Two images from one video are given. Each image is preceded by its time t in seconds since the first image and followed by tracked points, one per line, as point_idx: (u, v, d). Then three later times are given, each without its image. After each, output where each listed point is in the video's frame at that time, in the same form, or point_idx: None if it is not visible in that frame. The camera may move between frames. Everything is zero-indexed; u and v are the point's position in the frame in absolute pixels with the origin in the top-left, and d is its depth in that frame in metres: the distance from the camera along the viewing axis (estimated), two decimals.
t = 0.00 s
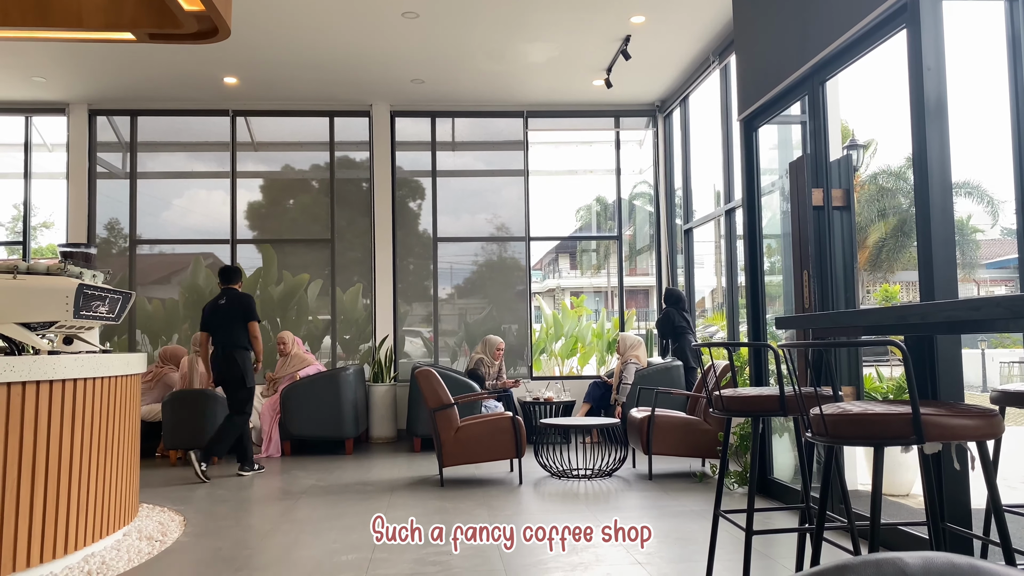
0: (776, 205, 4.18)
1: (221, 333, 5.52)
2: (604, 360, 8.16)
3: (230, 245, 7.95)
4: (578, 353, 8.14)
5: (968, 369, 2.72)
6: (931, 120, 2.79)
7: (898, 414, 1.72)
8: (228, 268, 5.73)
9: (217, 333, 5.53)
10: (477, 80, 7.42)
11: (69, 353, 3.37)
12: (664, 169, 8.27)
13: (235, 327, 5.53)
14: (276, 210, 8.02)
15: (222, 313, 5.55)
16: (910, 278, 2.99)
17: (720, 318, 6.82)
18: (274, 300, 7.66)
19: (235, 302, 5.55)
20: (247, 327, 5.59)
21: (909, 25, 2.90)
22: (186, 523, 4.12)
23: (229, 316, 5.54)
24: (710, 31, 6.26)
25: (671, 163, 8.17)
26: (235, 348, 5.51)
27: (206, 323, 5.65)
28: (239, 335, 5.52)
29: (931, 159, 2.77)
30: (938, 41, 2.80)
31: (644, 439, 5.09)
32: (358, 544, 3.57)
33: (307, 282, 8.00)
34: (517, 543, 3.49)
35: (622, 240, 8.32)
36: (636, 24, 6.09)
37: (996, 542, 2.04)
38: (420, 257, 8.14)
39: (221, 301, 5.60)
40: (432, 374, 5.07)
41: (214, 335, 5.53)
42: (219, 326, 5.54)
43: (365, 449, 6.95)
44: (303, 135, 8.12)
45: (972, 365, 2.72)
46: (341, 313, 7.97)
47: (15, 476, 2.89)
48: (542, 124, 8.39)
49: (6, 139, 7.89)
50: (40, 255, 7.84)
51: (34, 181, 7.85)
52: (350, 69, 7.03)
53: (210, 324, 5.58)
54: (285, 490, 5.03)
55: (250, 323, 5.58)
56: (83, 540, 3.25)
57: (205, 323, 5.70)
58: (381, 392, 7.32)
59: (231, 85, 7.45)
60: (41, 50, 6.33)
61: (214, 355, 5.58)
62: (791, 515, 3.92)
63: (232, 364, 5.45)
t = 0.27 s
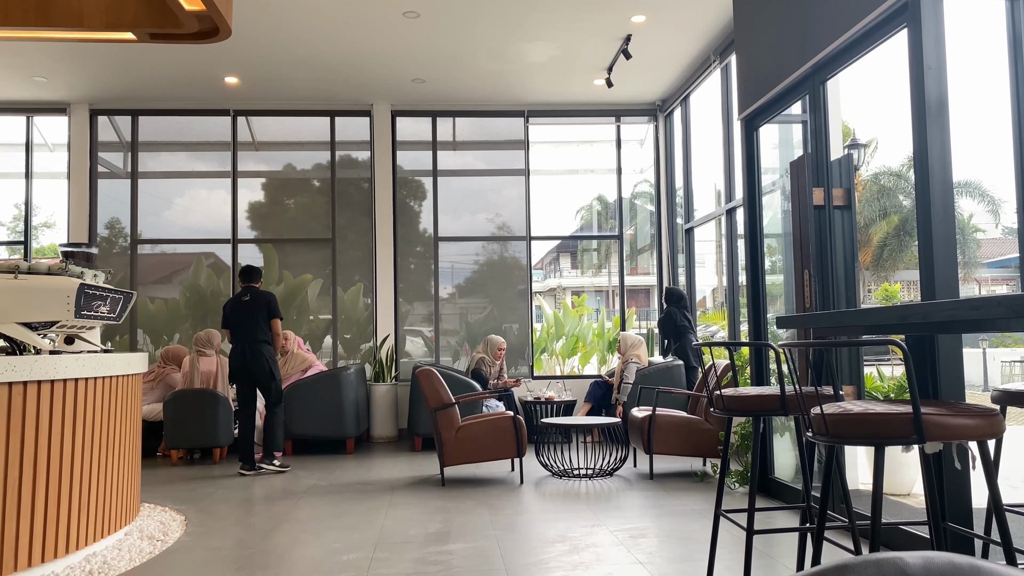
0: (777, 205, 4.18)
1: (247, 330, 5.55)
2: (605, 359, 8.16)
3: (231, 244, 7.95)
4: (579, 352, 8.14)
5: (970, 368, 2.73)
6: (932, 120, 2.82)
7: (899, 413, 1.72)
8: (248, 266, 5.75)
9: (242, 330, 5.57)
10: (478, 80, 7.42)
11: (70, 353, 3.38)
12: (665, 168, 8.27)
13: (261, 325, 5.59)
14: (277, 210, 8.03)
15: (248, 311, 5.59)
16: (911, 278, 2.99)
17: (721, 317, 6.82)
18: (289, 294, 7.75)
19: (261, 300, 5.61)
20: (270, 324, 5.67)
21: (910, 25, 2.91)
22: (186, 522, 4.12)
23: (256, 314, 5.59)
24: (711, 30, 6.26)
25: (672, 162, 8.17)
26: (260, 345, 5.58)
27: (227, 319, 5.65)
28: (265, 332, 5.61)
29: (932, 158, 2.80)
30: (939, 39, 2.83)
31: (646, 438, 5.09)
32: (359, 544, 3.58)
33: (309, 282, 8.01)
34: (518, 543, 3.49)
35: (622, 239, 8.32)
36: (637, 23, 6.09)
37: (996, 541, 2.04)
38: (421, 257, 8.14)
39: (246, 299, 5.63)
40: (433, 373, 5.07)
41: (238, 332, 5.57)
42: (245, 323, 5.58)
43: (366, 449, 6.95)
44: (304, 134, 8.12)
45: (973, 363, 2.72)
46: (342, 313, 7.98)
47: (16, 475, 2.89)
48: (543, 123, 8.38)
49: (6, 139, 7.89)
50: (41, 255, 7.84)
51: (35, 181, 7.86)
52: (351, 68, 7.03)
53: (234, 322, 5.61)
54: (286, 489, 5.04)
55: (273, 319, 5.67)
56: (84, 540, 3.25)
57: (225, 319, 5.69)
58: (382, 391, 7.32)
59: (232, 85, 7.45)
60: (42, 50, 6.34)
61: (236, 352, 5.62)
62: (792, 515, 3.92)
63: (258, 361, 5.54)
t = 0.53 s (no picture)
0: (778, 204, 4.17)
1: (273, 328, 5.76)
2: (606, 358, 8.16)
3: (232, 244, 7.95)
4: (580, 351, 8.14)
5: (971, 367, 2.73)
6: (933, 118, 2.81)
7: (900, 412, 1.72)
8: (271, 268, 5.98)
9: (268, 329, 5.75)
10: (478, 79, 7.42)
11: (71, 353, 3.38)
12: (666, 167, 8.26)
13: (285, 325, 5.82)
14: (278, 209, 8.03)
15: (273, 311, 5.80)
16: (912, 277, 2.98)
17: (721, 316, 6.82)
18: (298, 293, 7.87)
19: (287, 301, 5.86)
20: (292, 325, 5.91)
21: (911, 24, 2.91)
22: (188, 522, 4.13)
23: (281, 314, 5.82)
24: (711, 28, 6.25)
25: (673, 161, 8.17)
26: (282, 344, 5.77)
27: (250, 318, 5.81)
28: (288, 332, 5.83)
29: (933, 156, 2.80)
30: (940, 38, 2.82)
31: (647, 437, 5.10)
32: (360, 543, 3.58)
33: (309, 281, 8.02)
34: (518, 542, 3.49)
35: (623, 238, 8.32)
36: (638, 22, 6.09)
37: (996, 540, 2.04)
38: (421, 256, 8.14)
39: (271, 299, 5.85)
40: (434, 372, 5.07)
41: (263, 330, 5.74)
42: (270, 322, 5.77)
43: (367, 448, 6.96)
44: (305, 134, 8.12)
45: (975, 362, 2.72)
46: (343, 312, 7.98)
47: (18, 475, 2.90)
48: (544, 122, 8.38)
49: (7, 138, 7.90)
50: (42, 254, 7.85)
51: (36, 181, 7.86)
52: (351, 67, 7.03)
53: (258, 320, 5.77)
54: (287, 488, 5.04)
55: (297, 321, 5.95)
56: (85, 539, 3.26)
57: (246, 318, 5.83)
58: (383, 390, 7.34)
59: (233, 84, 7.45)
60: (43, 49, 6.34)
61: (256, 351, 5.76)
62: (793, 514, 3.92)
63: (283, 359, 5.73)
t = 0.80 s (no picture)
0: (779, 204, 4.17)
1: (297, 328, 5.83)
2: (607, 358, 8.16)
3: (233, 243, 7.96)
4: (581, 351, 8.14)
5: (972, 366, 2.73)
6: (933, 116, 2.79)
7: (901, 412, 1.72)
8: (292, 267, 6.01)
9: (291, 328, 5.81)
10: (479, 78, 7.42)
11: (72, 352, 3.38)
12: (666, 167, 8.27)
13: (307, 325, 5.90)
14: (279, 209, 8.03)
15: (297, 310, 5.86)
16: (913, 277, 2.97)
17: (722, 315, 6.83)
18: (305, 288, 7.93)
19: (310, 301, 5.93)
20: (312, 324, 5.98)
21: (912, 23, 2.90)
22: (189, 522, 4.13)
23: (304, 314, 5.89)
24: (712, 28, 6.25)
25: (674, 161, 8.17)
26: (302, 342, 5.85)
27: (271, 317, 5.86)
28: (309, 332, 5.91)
29: (934, 156, 2.78)
30: (941, 37, 2.81)
31: (647, 437, 5.10)
32: (361, 543, 3.59)
33: (310, 280, 8.02)
34: (519, 542, 3.49)
35: (624, 238, 8.31)
36: (639, 21, 6.09)
37: (998, 540, 2.04)
38: (422, 256, 8.14)
39: (294, 299, 5.91)
40: (435, 372, 5.07)
41: (286, 330, 5.80)
42: (292, 322, 5.84)
43: (369, 447, 6.97)
44: (305, 133, 8.13)
45: (976, 362, 2.72)
46: (344, 311, 7.99)
47: (19, 474, 2.90)
48: (545, 122, 8.38)
49: (8, 138, 7.90)
50: (43, 255, 7.86)
51: (37, 181, 7.87)
52: (352, 67, 7.03)
53: (280, 319, 5.82)
54: (288, 488, 5.05)
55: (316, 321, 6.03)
56: (86, 540, 3.26)
57: (267, 316, 5.87)
58: (384, 390, 7.35)
59: (233, 84, 7.45)
60: (45, 49, 6.34)
61: (276, 349, 5.83)
62: (794, 513, 3.92)
63: (304, 359, 5.82)
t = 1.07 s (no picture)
0: (780, 204, 4.17)
1: (308, 328, 6.00)
2: (608, 358, 8.17)
3: (234, 243, 7.96)
4: (582, 351, 8.15)
5: (973, 366, 2.73)
6: (935, 116, 2.80)
7: (903, 412, 1.72)
8: (298, 269, 6.20)
9: (302, 328, 5.99)
10: (480, 78, 7.41)
11: (73, 352, 3.38)
12: (667, 166, 8.27)
13: (317, 324, 6.07)
14: (281, 208, 8.04)
15: (308, 309, 6.04)
16: (915, 277, 2.97)
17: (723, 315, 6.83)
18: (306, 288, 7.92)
19: (319, 301, 6.11)
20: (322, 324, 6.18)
21: (913, 23, 2.90)
22: (190, 521, 4.13)
23: (314, 314, 6.06)
24: (714, 28, 6.25)
25: (675, 161, 8.16)
26: (313, 341, 6.03)
27: (282, 317, 6.03)
28: (320, 331, 6.09)
29: (936, 157, 2.79)
30: (943, 38, 2.82)
31: (648, 437, 5.10)
32: (361, 542, 3.59)
33: (311, 280, 8.01)
34: (520, 541, 3.49)
35: (625, 237, 8.31)
36: (640, 21, 6.09)
37: (1000, 540, 2.03)
38: (423, 255, 8.13)
39: (304, 299, 6.08)
40: (436, 372, 5.06)
41: (297, 329, 5.97)
42: (304, 322, 6.02)
43: (369, 447, 6.97)
44: (307, 133, 8.13)
45: (977, 362, 2.72)
46: (345, 311, 7.99)
47: (21, 473, 2.90)
48: (546, 121, 8.38)
49: (10, 138, 7.91)
50: (45, 254, 7.86)
51: (39, 180, 7.87)
52: (353, 66, 7.03)
53: (291, 320, 5.99)
54: (289, 487, 5.05)
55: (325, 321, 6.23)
56: (87, 539, 3.26)
57: (279, 317, 6.03)
58: (385, 389, 7.35)
59: (235, 83, 7.45)
60: (47, 49, 6.34)
61: (288, 348, 6.01)
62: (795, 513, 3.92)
63: (316, 357, 6.01)
